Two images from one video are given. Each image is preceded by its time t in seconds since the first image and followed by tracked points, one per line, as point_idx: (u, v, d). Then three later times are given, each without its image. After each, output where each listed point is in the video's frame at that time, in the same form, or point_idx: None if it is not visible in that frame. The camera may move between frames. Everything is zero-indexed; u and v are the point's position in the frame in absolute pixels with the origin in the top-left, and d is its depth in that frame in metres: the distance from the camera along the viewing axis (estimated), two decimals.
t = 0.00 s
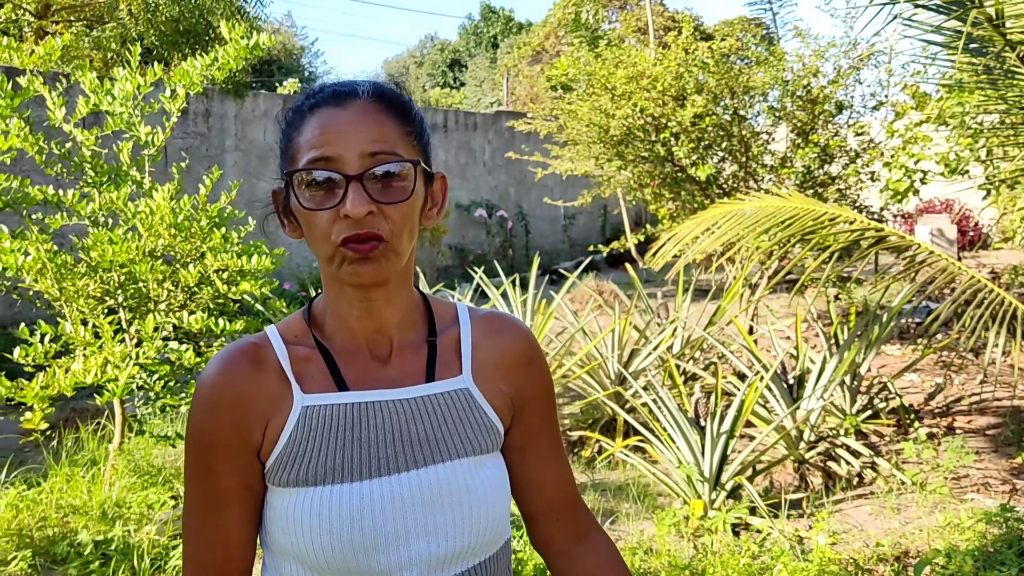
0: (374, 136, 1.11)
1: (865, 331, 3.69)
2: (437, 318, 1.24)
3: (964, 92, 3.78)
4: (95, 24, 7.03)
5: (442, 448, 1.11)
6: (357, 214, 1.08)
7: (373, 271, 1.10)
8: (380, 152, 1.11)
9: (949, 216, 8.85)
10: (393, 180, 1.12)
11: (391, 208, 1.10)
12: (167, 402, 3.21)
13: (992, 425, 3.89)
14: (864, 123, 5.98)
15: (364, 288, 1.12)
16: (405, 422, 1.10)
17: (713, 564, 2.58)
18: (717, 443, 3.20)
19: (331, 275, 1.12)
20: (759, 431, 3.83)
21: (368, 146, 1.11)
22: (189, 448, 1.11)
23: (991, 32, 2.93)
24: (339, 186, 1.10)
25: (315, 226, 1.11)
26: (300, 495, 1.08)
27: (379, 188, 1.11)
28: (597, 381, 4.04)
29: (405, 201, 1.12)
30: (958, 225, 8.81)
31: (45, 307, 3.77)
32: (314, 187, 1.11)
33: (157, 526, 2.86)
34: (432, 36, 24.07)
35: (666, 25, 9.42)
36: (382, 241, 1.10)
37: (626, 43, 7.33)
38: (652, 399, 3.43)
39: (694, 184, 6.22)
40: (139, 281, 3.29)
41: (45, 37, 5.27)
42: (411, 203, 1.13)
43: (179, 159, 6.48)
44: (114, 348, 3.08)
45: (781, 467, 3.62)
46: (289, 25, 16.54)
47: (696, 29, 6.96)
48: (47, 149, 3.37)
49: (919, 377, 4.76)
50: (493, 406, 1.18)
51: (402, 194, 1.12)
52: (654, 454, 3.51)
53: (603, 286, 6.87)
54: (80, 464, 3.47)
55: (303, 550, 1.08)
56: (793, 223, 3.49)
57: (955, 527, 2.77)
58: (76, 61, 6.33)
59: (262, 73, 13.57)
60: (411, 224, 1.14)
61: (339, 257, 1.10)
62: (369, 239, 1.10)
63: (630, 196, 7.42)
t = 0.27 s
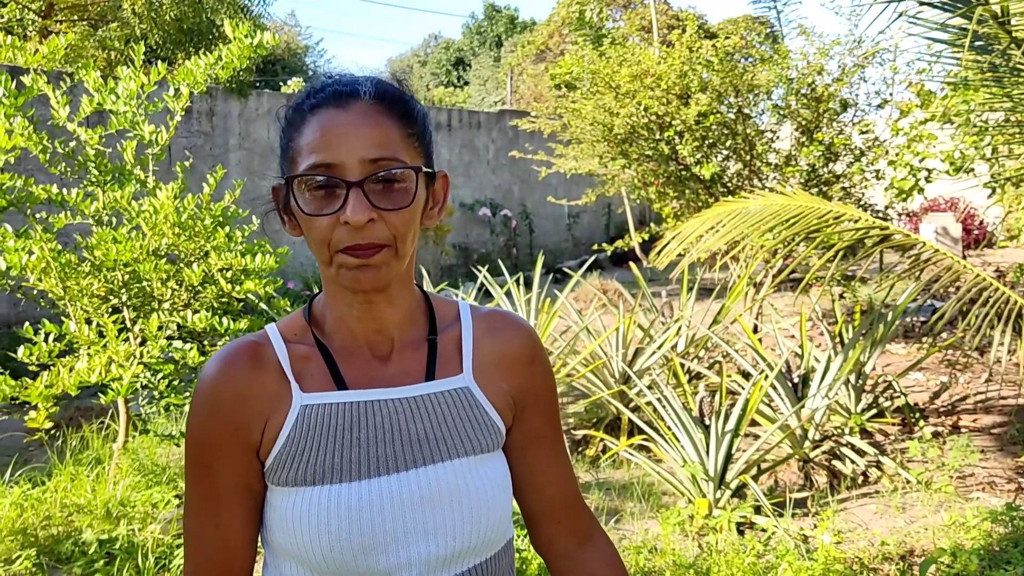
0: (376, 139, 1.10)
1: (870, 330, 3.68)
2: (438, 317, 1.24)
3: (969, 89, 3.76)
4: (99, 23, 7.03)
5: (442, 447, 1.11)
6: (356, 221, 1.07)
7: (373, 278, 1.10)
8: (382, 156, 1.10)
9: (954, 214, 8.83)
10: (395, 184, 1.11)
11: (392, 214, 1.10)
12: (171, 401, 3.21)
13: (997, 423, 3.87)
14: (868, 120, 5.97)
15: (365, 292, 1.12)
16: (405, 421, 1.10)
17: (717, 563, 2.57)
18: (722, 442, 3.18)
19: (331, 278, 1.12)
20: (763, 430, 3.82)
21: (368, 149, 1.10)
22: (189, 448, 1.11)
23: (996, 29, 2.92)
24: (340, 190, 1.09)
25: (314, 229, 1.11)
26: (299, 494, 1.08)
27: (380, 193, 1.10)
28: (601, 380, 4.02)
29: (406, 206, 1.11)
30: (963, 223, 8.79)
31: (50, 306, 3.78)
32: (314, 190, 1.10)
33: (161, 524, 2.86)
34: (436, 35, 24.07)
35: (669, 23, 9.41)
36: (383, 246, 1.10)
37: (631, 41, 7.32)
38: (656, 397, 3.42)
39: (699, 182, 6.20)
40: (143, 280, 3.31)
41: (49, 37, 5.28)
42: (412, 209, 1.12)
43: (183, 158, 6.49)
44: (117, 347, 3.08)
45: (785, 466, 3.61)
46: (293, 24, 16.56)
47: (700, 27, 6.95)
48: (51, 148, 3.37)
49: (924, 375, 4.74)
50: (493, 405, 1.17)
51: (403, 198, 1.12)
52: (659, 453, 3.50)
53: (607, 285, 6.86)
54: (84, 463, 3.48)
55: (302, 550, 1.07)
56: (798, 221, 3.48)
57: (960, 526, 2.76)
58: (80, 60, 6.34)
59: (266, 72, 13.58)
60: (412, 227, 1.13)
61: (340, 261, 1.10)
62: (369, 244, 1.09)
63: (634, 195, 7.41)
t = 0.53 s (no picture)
0: (350, 160, 1.06)
1: (874, 328, 3.67)
2: (444, 318, 1.23)
3: (973, 87, 3.74)
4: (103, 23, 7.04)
5: (448, 446, 1.11)
6: (331, 247, 1.06)
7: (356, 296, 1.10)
8: (356, 177, 1.06)
9: (958, 212, 8.82)
10: (371, 205, 1.07)
11: (369, 235, 1.07)
12: (174, 400, 3.21)
13: (1002, 421, 3.86)
14: (872, 119, 5.95)
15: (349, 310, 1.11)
16: (412, 420, 1.10)
17: (721, 562, 2.57)
18: (725, 441, 3.18)
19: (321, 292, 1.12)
20: (767, 429, 3.82)
21: (344, 169, 1.06)
22: (195, 444, 1.10)
23: (1000, 27, 2.92)
24: (317, 213, 1.07)
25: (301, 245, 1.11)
26: (306, 491, 1.07)
27: (357, 216, 1.07)
28: (604, 379, 4.02)
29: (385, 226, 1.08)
30: (966, 221, 8.79)
31: (53, 306, 3.78)
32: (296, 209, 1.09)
33: (165, 524, 2.86)
34: (439, 34, 24.05)
35: (672, 22, 9.39)
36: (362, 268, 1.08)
37: (633, 40, 7.31)
38: (659, 396, 3.41)
39: (700, 181, 6.14)
40: (147, 280, 3.30)
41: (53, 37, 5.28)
42: (392, 227, 1.08)
43: (186, 157, 6.49)
44: (121, 346, 3.08)
45: (789, 465, 3.60)
46: (295, 24, 16.56)
47: (703, 26, 6.93)
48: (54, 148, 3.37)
49: (928, 374, 4.73)
50: (500, 405, 1.18)
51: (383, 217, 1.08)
52: (662, 452, 3.50)
53: (610, 284, 6.86)
54: (88, 462, 3.48)
55: (308, 546, 1.07)
56: (801, 220, 3.47)
57: (964, 525, 2.75)
58: (83, 60, 6.35)
59: (269, 72, 13.58)
60: (398, 242, 1.10)
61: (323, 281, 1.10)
62: (348, 266, 1.08)
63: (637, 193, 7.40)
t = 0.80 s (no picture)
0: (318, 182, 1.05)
1: (877, 326, 3.67)
2: (454, 317, 1.23)
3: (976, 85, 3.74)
4: (106, 23, 7.05)
5: (454, 446, 1.11)
6: (308, 267, 1.06)
7: (344, 311, 1.10)
8: (327, 197, 1.05)
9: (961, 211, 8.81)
10: (342, 224, 1.05)
11: (344, 254, 1.06)
12: (178, 400, 3.22)
13: (1005, 420, 3.85)
14: (875, 117, 5.95)
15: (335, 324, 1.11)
16: (418, 419, 1.10)
17: (724, 561, 2.56)
18: (729, 439, 3.17)
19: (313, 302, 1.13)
20: (770, 427, 3.81)
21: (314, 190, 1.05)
22: (205, 437, 1.10)
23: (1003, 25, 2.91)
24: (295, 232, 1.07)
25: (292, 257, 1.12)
26: (313, 485, 1.08)
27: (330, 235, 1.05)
28: (607, 378, 4.02)
29: (360, 244, 1.06)
30: (969, 219, 8.78)
31: (56, 305, 3.78)
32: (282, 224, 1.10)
33: (168, 523, 2.87)
34: (441, 33, 24.06)
35: (675, 20, 9.38)
36: (343, 283, 1.08)
37: (636, 39, 7.31)
38: (662, 395, 3.41)
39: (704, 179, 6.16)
40: (149, 280, 3.30)
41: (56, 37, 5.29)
42: (367, 245, 1.06)
43: (189, 157, 6.49)
44: (124, 346, 3.09)
45: (792, 463, 3.60)
46: (297, 23, 16.57)
47: (705, 24, 6.93)
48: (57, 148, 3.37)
49: (931, 372, 4.73)
50: (507, 406, 1.18)
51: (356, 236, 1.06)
52: (665, 451, 3.50)
53: (613, 283, 6.86)
54: (92, 462, 3.49)
55: (314, 539, 1.07)
56: (804, 218, 3.46)
57: (968, 523, 2.75)
58: (86, 60, 6.35)
59: (272, 71, 13.59)
60: (378, 257, 1.08)
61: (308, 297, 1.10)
62: (329, 282, 1.08)
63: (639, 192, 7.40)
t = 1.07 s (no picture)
0: (363, 145, 1.08)
1: (879, 325, 3.67)
2: (455, 315, 1.23)
3: (979, 83, 3.73)
4: (108, 24, 7.06)
5: (453, 446, 1.11)
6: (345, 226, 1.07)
7: (367, 282, 1.10)
8: (371, 159, 1.08)
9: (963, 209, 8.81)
10: (383, 188, 1.08)
11: (383, 217, 1.08)
12: (181, 400, 3.22)
13: (1008, 418, 3.85)
14: (877, 115, 5.94)
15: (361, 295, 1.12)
16: (417, 420, 1.10)
17: (726, 560, 2.56)
18: (731, 438, 3.17)
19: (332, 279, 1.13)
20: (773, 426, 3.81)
21: (356, 152, 1.08)
22: (207, 438, 1.11)
23: (1006, 22, 2.90)
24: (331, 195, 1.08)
25: (313, 230, 1.12)
26: (312, 487, 1.08)
27: (371, 198, 1.08)
28: (610, 377, 4.02)
29: (398, 210, 1.09)
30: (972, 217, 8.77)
31: (59, 305, 3.79)
32: (309, 193, 1.10)
33: (171, 522, 2.87)
34: (443, 33, 24.07)
35: (676, 19, 9.37)
36: (376, 249, 1.09)
37: (637, 38, 7.31)
38: (664, 394, 3.41)
39: (706, 178, 6.22)
40: (152, 280, 3.31)
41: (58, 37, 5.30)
42: (404, 211, 1.10)
43: (191, 157, 6.50)
44: (127, 346, 3.09)
45: (794, 462, 3.60)
46: (299, 24, 16.58)
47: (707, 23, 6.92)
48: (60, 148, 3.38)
49: (933, 371, 4.73)
50: (507, 406, 1.18)
51: (395, 200, 1.09)
52: (667, 450, 3.50)
53: (615, 282, 6.87)
54: (95, 461, 3.49)
55: (314, 541, 1.08)
56: (806, 217, 3.46)
57: (971, 522, 2.75)
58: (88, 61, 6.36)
59: (274, 71, 13.60)
60: (411, 228, 1.11)
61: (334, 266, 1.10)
62: (362, 248, 1.09)
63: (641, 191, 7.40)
